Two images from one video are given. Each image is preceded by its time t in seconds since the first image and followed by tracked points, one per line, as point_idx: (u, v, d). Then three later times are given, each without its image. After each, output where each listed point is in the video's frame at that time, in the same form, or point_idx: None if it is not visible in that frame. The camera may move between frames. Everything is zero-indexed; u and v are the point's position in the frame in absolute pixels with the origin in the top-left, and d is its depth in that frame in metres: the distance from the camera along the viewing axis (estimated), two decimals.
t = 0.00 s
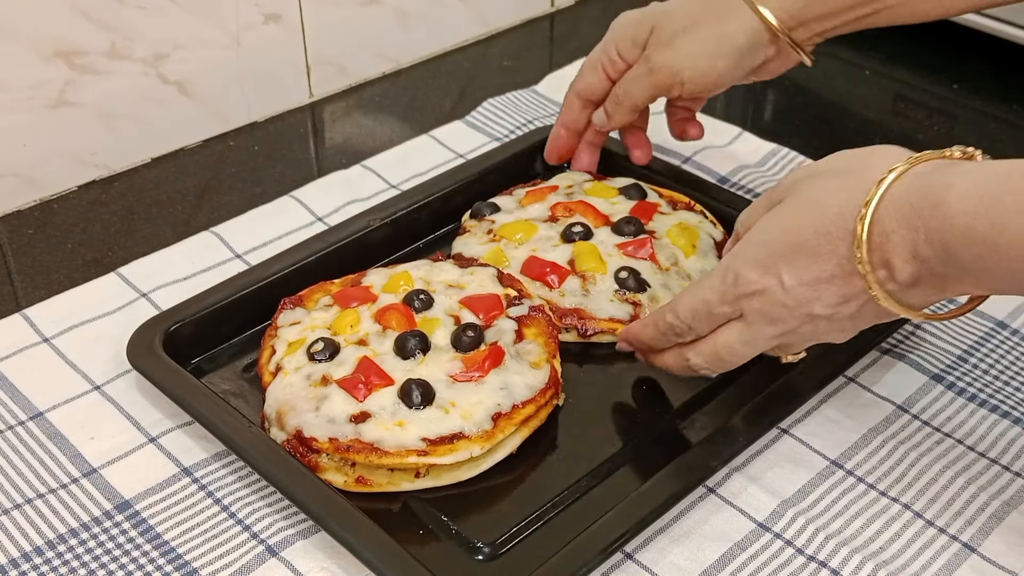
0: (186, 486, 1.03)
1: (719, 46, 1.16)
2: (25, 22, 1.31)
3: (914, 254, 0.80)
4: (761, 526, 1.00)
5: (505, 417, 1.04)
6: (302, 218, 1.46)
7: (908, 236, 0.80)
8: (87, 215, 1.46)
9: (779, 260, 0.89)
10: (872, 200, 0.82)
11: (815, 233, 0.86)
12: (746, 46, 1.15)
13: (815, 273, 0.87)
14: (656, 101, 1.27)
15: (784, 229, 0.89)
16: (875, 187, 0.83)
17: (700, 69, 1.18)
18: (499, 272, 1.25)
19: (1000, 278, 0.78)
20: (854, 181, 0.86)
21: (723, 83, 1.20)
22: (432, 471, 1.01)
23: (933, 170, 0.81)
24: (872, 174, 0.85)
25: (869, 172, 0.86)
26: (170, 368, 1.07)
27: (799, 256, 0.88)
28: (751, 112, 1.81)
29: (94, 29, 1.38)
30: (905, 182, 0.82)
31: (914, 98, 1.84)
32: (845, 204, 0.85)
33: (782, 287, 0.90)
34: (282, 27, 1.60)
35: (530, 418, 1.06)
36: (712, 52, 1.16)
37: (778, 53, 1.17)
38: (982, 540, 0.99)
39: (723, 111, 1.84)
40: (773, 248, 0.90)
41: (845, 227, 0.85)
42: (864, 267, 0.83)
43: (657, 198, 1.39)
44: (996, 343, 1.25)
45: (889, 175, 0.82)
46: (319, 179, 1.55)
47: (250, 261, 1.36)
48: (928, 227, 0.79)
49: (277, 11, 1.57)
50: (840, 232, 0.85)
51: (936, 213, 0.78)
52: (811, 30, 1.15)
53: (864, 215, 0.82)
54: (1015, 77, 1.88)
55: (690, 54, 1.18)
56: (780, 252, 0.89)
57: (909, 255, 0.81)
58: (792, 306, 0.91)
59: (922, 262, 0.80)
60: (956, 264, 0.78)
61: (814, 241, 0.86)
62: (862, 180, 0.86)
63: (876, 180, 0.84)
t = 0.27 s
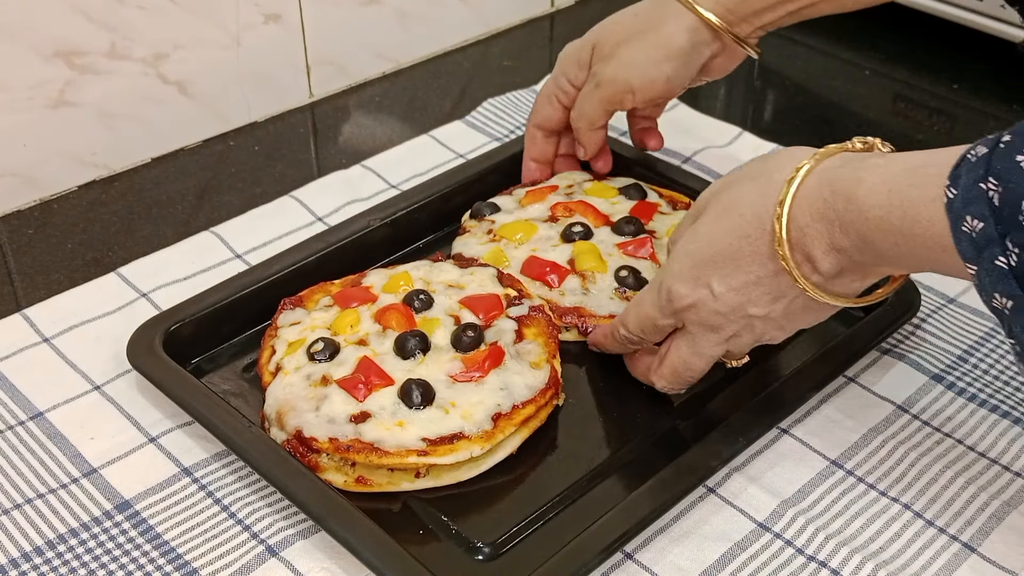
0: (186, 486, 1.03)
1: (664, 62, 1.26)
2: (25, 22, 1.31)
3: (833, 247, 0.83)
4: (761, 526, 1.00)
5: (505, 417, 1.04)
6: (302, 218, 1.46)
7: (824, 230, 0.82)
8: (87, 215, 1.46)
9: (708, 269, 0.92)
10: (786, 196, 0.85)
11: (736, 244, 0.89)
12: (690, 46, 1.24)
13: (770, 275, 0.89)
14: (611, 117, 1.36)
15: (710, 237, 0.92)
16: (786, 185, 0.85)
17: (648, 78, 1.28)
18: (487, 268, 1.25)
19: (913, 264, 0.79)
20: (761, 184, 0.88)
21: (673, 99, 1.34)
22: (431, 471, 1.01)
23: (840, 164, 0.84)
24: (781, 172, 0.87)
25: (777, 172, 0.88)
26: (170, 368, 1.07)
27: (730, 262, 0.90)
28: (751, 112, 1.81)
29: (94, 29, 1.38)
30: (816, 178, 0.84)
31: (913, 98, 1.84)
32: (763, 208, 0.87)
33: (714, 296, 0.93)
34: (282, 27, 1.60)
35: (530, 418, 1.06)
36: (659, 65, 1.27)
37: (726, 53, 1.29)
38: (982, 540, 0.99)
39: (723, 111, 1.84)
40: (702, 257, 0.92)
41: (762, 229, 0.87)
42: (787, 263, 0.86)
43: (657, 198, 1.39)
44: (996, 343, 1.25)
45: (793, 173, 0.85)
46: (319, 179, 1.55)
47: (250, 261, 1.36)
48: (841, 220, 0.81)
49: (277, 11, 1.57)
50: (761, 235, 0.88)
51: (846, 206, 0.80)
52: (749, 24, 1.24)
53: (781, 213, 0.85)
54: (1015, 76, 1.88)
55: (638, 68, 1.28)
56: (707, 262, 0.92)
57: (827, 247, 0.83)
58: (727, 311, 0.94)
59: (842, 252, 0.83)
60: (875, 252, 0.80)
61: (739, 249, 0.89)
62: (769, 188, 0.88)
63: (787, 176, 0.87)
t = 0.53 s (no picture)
0: (186, 486, 1.03)
1: (649, 58, 1.29)
2: (26, 22, 1.31)
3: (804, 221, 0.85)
4: (761, 526, 1.00)
5: (504, 420, 1.04)
6: (302, 218, 1.46)
7: (793, 202, 0.84)
8: (87, 215, 1.46)
9: (689, 251, 0.96)
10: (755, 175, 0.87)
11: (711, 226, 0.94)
12: (672, 43, 1.28)
13: (748, 254, 0.92)
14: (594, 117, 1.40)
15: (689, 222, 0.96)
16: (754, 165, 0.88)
17: (632, 77, 1.31)
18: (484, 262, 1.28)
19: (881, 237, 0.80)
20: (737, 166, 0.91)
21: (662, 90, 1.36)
22: (428, 473, 1.01)
23: (807, 137, 0.86)
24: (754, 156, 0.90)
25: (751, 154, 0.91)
26: (170, 368, 1.07)
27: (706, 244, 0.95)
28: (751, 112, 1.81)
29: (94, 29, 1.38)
30: (786, 155, 0.86)
31: (913, 98, 1.84)
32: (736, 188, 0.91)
33: (696, 278, 0.96)
34: (282, 27, 1.60)
35: (529, 421, 1.06)
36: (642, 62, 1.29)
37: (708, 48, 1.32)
38: (982, 540, 0.99)
39: (723, 111, 1.84)
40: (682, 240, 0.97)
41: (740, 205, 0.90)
42: (759, 238, 0.88)
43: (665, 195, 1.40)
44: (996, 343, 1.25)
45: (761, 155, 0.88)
46: (319, 179, 1.55)
47: (250, 261, 1.36)
48: (808, 192, 0.82)
49: (277, 11, 1.57)
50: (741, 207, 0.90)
51: (813, 179, 0.81)
52: (727, 19, 1.27)
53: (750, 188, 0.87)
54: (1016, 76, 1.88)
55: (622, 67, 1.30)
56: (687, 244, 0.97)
57: (797, 219, 0.85)
58: (709, 292, 0.97)
59: (811, 225, 0.84)
60: (842, 225, 0.81)
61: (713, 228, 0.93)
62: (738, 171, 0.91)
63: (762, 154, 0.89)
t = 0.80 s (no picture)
0: (186, 486, 1.03)
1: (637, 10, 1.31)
2: (26, 22, 1.31)
3: (790, 228, 0.84)
4: (761, 526, 1.00)
5: (504, 420, 1.04)
6: (302, 218, 1.46)
7: (776, 210, 0.84)
8: (87, 216, 1.46)
9: (675, 263, 0.96)
10: (737, 183, 0.87)
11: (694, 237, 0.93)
12: None
13: (734, 264, 0.92)
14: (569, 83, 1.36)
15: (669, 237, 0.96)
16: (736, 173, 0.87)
17: (616, 32, 1.31)
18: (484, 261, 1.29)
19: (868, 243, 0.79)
20: (716, 176, 0.91)
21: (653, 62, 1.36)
22: (428, 473, 1.01)
23: (789, 143, 0.84)
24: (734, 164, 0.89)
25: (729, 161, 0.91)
26: (170, 368, 1.07)
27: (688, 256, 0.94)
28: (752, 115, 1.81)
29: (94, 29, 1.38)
30: (768, 161, 0.85)
31: (914, 98, 1.84)
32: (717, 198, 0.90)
33: (684, 289, 0.96)
34: (282, 27, 1.60)
35: (529, 421, 1.06)
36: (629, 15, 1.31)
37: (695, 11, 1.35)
38: (982, 540, 0.99)
39: (723, 111, 1.84)
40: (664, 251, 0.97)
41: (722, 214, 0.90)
42: (744, 248, 0.88)
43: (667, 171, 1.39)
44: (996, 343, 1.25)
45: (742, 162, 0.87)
46: (319, 179, 1.55)
47: (250, 261, 1.36)
48: (791, 201, 0.82)
49: (277, 11, 1.57)
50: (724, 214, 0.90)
51: (795, 188, 0.81)
52: None
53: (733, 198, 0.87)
54: (1016, 76, 1.88)
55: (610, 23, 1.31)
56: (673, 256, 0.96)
57: (781, 226, 0.84)
58: (698, 303, 0.97)
59: (796, 232, 0.84)
60: (827, 232, 0.81)
61: (695, 239, 0.93)
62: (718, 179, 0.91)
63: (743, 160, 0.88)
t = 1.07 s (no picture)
0: (186, 486, 1.03)
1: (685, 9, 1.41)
2: (26, 22, 1.31)
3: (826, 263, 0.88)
4: (761, 526, 1.00)
5: (504, 420, 1.04)
6: (302, 218, 1.46)
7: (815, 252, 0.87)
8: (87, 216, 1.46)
9: (712, 297, 1.00)
10: (776, 228, 0.88)
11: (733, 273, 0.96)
12: None
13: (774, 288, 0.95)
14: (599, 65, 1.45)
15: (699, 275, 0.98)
16: (771, 216, 0.88)
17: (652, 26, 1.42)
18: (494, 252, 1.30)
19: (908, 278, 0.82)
20: (744, 217, 0.92)
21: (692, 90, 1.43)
22: (428, 473, 1.01)
23: (819, 187, 0.86)
24: (763, 204, 0.91)
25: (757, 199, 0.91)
26: (170, 367, 1.07)
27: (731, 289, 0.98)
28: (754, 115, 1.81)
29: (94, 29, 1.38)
30: (803, 203, 0.87)
31: (914, 98, 1.84)
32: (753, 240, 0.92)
33: (720, 320, 1.02)
34: (282, 27, 1.60)
35: (529, 421, 1.06)
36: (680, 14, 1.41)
37: (743, 35, 1.44)
38: (982, 540, 0.99)
39: (723, 111, 1.84)
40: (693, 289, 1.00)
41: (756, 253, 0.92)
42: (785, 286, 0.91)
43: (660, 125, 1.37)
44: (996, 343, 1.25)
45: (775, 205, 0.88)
46: (319, 179, 1.55)
47: (250, 261, 1.36)
48: (832, 243, 0.85)
49: (277, 11, 1.57)
50: (759, 254, 0.92)
51: (835, 234, 0.83)
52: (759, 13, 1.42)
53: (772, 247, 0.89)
54: (1016, 76, 1.88)
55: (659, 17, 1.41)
56: (706, 293, 1.00)
57: (820, 263, 0.88)
58: (737, 329, 1.02)
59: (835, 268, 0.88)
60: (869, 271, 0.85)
61: (733, 278, 0.96)
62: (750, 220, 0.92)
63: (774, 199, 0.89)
